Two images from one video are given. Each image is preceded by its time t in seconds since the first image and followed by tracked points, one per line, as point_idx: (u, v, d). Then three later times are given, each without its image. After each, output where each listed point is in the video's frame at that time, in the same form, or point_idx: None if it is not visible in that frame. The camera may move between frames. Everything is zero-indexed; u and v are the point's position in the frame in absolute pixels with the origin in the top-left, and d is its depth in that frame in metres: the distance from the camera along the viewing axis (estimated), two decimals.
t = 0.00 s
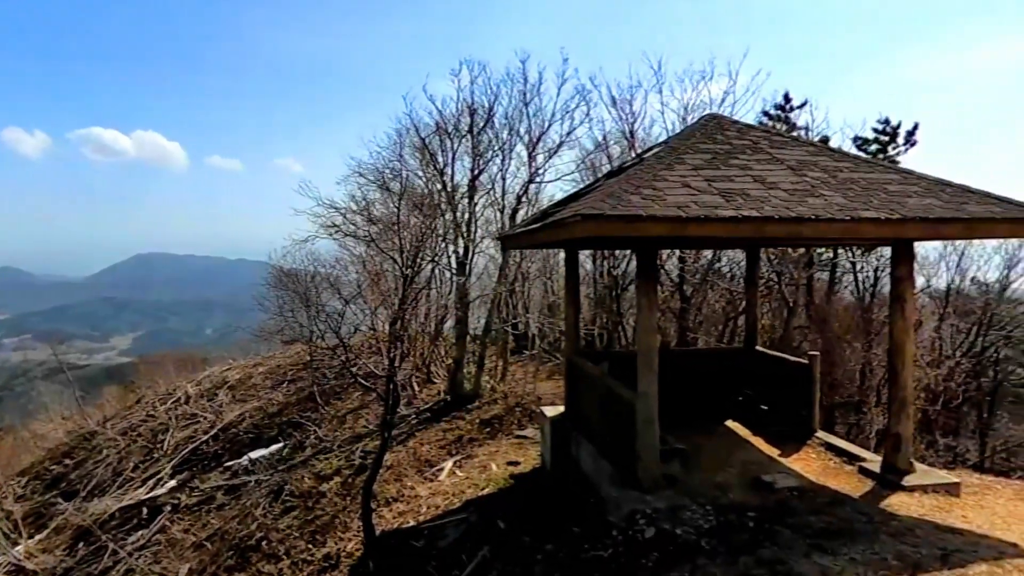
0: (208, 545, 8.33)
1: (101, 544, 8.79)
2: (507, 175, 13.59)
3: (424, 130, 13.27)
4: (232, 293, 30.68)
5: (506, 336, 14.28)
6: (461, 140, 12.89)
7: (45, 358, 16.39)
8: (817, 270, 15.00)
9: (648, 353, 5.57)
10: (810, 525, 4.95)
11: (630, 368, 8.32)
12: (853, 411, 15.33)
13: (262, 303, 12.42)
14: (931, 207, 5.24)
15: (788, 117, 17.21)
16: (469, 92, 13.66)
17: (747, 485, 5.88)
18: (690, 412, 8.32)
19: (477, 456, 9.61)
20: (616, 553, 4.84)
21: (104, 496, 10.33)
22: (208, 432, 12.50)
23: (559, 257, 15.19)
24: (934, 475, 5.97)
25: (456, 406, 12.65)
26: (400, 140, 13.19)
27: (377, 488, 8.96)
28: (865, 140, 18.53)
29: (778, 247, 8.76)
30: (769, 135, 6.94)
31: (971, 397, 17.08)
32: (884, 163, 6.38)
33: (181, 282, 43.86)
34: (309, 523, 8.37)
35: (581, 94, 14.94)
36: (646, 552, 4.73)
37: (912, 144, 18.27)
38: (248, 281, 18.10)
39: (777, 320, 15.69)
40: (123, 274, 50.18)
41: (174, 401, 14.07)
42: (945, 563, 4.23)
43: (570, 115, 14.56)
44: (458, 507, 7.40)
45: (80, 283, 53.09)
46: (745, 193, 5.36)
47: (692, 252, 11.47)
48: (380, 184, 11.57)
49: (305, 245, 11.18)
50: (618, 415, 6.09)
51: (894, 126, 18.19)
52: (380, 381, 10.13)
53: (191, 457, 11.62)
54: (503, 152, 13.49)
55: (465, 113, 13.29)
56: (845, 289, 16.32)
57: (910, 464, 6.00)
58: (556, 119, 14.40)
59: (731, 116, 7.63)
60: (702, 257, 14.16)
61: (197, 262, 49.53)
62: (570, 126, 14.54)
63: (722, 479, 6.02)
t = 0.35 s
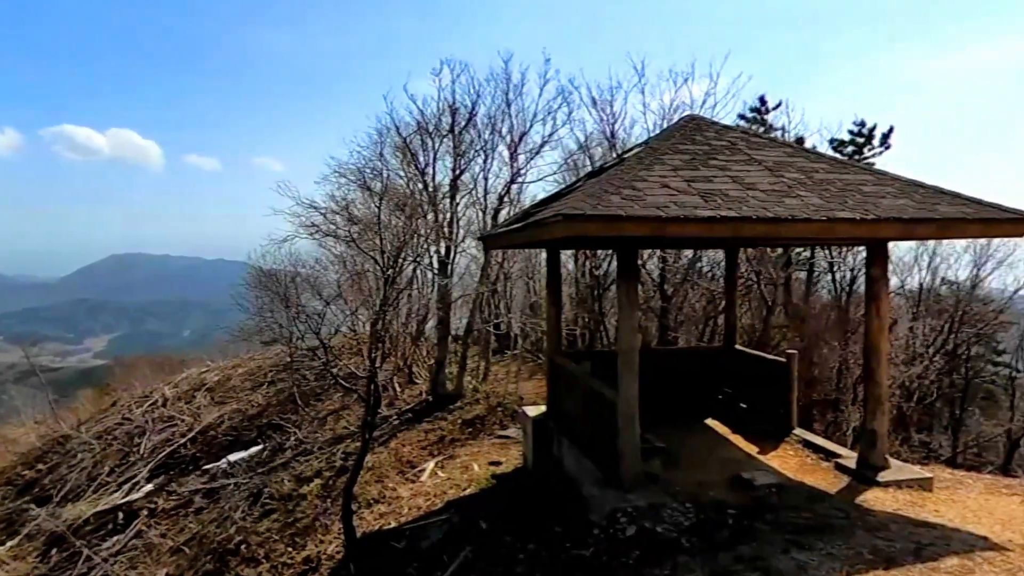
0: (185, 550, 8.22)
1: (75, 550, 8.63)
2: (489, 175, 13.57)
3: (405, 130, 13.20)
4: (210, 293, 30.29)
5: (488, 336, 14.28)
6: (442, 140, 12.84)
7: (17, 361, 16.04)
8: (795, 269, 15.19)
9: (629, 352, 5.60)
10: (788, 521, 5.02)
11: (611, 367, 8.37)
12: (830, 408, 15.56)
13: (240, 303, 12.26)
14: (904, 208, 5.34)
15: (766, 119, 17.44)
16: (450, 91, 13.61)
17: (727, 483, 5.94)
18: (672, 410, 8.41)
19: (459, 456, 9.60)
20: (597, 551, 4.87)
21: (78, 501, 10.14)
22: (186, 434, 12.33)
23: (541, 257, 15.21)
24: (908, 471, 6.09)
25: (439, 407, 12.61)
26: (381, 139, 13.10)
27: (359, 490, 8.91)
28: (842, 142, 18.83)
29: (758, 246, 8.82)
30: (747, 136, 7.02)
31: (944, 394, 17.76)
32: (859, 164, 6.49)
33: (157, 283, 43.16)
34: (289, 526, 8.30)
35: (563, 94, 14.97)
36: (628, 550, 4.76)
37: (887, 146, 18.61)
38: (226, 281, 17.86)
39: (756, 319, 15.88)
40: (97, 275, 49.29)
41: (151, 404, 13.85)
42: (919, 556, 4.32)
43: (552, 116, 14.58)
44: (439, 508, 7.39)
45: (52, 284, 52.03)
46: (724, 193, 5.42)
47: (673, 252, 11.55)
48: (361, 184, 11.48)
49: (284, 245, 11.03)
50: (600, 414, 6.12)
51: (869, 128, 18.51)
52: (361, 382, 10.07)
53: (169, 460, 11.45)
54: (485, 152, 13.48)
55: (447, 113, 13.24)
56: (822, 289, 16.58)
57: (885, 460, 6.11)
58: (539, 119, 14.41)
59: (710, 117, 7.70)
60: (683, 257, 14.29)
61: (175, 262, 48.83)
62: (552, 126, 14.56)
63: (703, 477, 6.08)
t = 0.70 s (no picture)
0: (164, 554, 8.11)
1: (51, 556, 8.46)
2: (472, 175, 13.54)
3: (388, 129, 13.12)
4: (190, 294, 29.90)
5: (472, 336, 14.28)
6: (425, 139, 12.79)
7: None
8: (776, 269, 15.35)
9: (612, 352, 5.62)
10: (768, 518, 5.07)
11: (595, 367, 8.40)
12: (810, 405, 15.76)
13: (220, 304, 12.11)
14: (881, 208, 5.43)
15: (746, 120, 17.62)
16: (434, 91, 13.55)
17: (708, 480, 5.99)
18: (654, 408, 8.47)
19: (442, 456, 9.58)
20: (580, 550, 4.89)
21: (53, 506, 9.94)
22: (165, 437, 12.15)
23: (524, 257, 15.22)
24: (885, 467, 6.19)
25: (422, 407, 12.56)
26: (364, 138, 13.01)
27: (341, 491, 8.86)
28: (821, 143, 19.09)
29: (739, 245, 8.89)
30: (728, 136, 7.09)
31: (921, 390, 18.14)
32: (838, 165, 6.58)
33: (135, 283, 42.50)
34: (270, 529, 8.22)
35: (547, 94, 14.98)
36: (611, 549, 4.79)
37: (865, 147, 18.89)
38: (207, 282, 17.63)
39: (738, 318, 16.05)
40: (74, 275, 48.42)
41: (129, 406, 13.63)
42: (895, 551, 4.39)
43: (536, 116, 14.59)
44: (423, 508, 7.36)
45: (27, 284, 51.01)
46: (704, 193, 5.47)
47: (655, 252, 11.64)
48: (343, 183, 11.40)
49: (265, 244, 10.90)
50: (583, 413, 6.14)
51: (848, 129, 18.78)
52: (344, 383, 10.00)
53: (147, 464, 11.28)
54: (468, 152, 13.46)
55: (430, 112, 13.19)
56: (802, 288, 16.80)
57: (863, 457, 6.20)
58: (522, 119, 14.41)
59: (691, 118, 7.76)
60: (665, 257, 14.39)
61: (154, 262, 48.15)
62: (536, 126, 14.57)
63: (685, 475, 6.13)
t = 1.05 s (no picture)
0: (142, 558, 7.97)
1: (24, 562, 8.17)
2: (455, 174, 13.51)
3: (369, 127, 13.03)
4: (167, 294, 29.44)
5: (455, 335, 14.25)
6: (407, 138, 12.73)
7: None
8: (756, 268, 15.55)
9: (595, 350, 5.65)
10: (750, 514, 5.13)
11: (577, 366, 8.43)
12: (790, 403, 15.97)
13: (198, 305, 11.94)
14: (859, 208, 5.52)
15: (727, 120, 17.80)
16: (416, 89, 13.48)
17: (691, 478, 6.05)
18: (637, 407, 8.51)
19: (425, 457, 9.54)
20: (564, 549, 4.90)
21: (26, 511, 9.67)
22: (141, 440, 11.95)
23: (507, 256, 15.22)
24: (863, 463, 6.30)
25: (405, 408, 12.51)
26: (345, 137, 12.90)
27: (323, 493, 8.79)
28: (800, 144, 19.35)
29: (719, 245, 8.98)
30: (710, 137, 7.15)
31: (897, 387, 18.55)
32: (817, 166, 6.68)
33: (110, 283, 41.73)
34: (251, 532, 8.12)
35: (529, 94, 14.99)
36: (595, 547, 4.80)
37: (843, 148, 19.19)
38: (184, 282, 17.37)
39: (719, 317, 16.23)
40: (46, 275, 47.38)
41: (104, 409, 13.37)
42: (874, 545, 4.46)
43: (519, 115, 14.59)
44: (406, 509, 7.32)
45: None
46: (687, 193, 5.51)
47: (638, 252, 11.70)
48: (324, 182, 11.29)
49: (244, 244, 10.76)
50: (566, 411, 6.16)
51: (826, 131, 19.07)
52: (326, 383, 9.91)
53: (124, 467, 11.08)
54: (451, 151, 13.42)
55: (412, 110, 13.12)
56: (781, 287, 17.02)
57: (842, 453, 6.30)
58: (505, 119, 14.40)
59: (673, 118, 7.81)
60: (647, 256, 14.51)
61: (129, 262, 47.32)
62: (519, 126, 14.57)
63: (668, 473, 6.18)
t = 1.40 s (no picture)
0: (121, 563, 7.84)
1: None
2: (439, 174, 13.47)
3: (353, 126, 12.95)
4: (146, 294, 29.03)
5: (439, 335, 14.20)
6: (391, 137, 12.67)
7: None
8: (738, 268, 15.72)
9: (580, 349, 5.67)
10: (733, 511, 5.18)
11: (562, 365, 8.45)
12: (771, 401, 16.15)
13: (178, 306, 11.79)
14: (839, 208, 5.60)
15: (711, 120, 17.94)
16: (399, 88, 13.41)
17: (675, 476, 6.09)
18: (621, 406, 8.55)
19: (410, 457, 9.50)
20: (550, 547, 4.92)
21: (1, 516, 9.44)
22: (120, 443, 11.77)
23: (491, 256, 15.21)
24: (844, 459, 6.39)
25: (389, 408, 12.45)
26: (328, 135, 12.81)
27: (307, 494, 8.72)
28: (782, 144, 19.57)
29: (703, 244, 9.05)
30: (694, 138, 7.21)
31: (877, 385, 18.91)
32: (798, 167, 6.75)
33: (86, 284, 40.97)
34: (233, 534, 8.04)
35: (514, 94, 15.00)
36: (581, 546, 4.82)
37: (824, 150, 19.46)
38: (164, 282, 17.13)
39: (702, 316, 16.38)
40: (20, 275, 46.45)
41: (81, 412, 13.14)
42: (855, 540, 4.53)
43: (503, 115, 14.58)
44: (391, 510, 7.29)
45: None
46: (671, 193, 5.55)
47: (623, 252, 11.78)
48: (307, 181, 11.20)
49: (225, 243, 10.63)
50: (552, 411, 6.17)
51: (807, 132, 19.32)
52: (309, 384, 9.83)
53: (102, 470, 10.91)
54: (435, 151, 13.37)
55: (396, 110, 13.06)
56: (763, 287, 17.19)
57: (823, 450, 6.39)
58: (490, 119, 14.39)
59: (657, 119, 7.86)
60: (631, 256, 14.61)
61: (107, 262, 46.57)
62: (503, 126, 14.56)
63: (652, 471, 6.22)
